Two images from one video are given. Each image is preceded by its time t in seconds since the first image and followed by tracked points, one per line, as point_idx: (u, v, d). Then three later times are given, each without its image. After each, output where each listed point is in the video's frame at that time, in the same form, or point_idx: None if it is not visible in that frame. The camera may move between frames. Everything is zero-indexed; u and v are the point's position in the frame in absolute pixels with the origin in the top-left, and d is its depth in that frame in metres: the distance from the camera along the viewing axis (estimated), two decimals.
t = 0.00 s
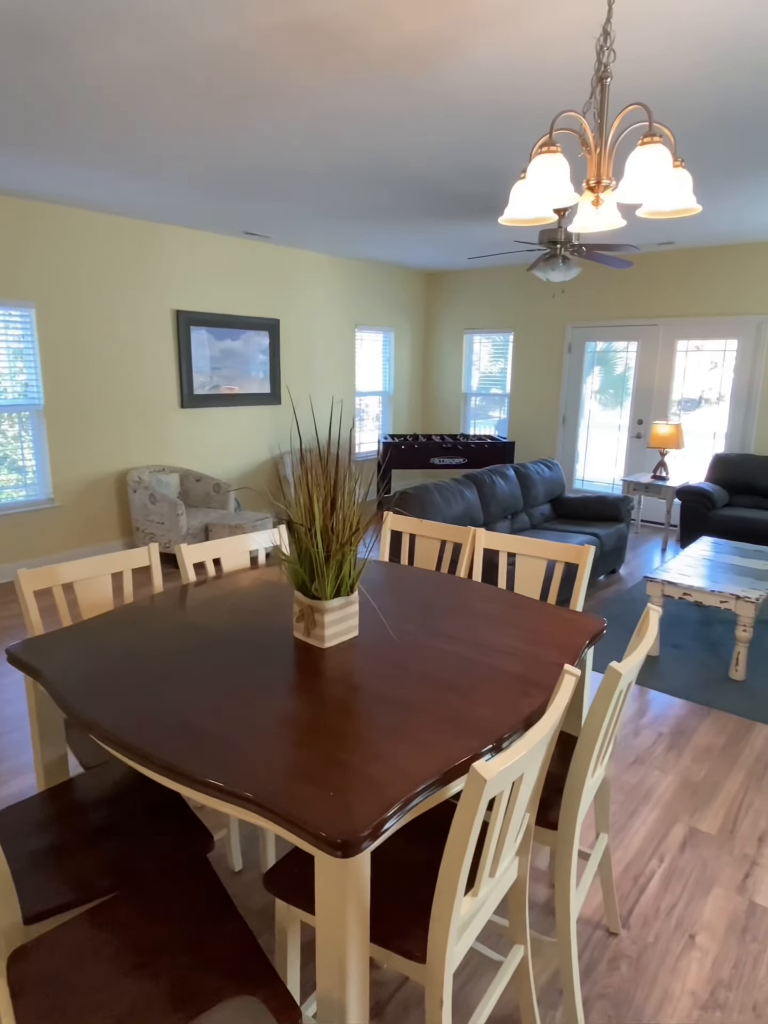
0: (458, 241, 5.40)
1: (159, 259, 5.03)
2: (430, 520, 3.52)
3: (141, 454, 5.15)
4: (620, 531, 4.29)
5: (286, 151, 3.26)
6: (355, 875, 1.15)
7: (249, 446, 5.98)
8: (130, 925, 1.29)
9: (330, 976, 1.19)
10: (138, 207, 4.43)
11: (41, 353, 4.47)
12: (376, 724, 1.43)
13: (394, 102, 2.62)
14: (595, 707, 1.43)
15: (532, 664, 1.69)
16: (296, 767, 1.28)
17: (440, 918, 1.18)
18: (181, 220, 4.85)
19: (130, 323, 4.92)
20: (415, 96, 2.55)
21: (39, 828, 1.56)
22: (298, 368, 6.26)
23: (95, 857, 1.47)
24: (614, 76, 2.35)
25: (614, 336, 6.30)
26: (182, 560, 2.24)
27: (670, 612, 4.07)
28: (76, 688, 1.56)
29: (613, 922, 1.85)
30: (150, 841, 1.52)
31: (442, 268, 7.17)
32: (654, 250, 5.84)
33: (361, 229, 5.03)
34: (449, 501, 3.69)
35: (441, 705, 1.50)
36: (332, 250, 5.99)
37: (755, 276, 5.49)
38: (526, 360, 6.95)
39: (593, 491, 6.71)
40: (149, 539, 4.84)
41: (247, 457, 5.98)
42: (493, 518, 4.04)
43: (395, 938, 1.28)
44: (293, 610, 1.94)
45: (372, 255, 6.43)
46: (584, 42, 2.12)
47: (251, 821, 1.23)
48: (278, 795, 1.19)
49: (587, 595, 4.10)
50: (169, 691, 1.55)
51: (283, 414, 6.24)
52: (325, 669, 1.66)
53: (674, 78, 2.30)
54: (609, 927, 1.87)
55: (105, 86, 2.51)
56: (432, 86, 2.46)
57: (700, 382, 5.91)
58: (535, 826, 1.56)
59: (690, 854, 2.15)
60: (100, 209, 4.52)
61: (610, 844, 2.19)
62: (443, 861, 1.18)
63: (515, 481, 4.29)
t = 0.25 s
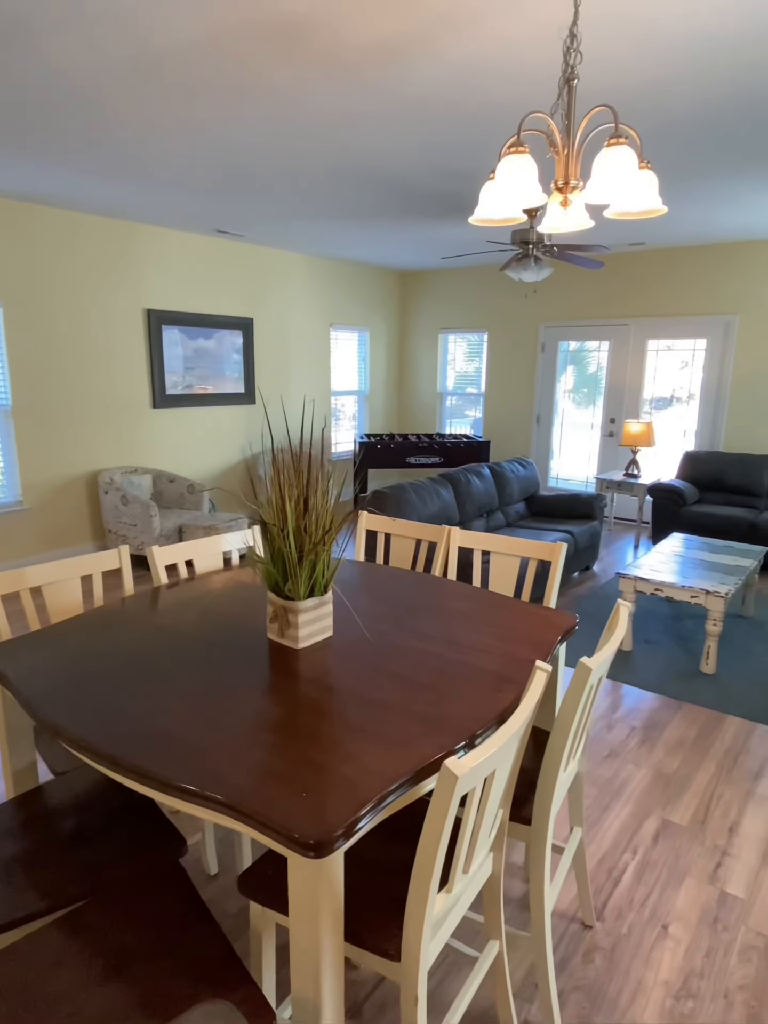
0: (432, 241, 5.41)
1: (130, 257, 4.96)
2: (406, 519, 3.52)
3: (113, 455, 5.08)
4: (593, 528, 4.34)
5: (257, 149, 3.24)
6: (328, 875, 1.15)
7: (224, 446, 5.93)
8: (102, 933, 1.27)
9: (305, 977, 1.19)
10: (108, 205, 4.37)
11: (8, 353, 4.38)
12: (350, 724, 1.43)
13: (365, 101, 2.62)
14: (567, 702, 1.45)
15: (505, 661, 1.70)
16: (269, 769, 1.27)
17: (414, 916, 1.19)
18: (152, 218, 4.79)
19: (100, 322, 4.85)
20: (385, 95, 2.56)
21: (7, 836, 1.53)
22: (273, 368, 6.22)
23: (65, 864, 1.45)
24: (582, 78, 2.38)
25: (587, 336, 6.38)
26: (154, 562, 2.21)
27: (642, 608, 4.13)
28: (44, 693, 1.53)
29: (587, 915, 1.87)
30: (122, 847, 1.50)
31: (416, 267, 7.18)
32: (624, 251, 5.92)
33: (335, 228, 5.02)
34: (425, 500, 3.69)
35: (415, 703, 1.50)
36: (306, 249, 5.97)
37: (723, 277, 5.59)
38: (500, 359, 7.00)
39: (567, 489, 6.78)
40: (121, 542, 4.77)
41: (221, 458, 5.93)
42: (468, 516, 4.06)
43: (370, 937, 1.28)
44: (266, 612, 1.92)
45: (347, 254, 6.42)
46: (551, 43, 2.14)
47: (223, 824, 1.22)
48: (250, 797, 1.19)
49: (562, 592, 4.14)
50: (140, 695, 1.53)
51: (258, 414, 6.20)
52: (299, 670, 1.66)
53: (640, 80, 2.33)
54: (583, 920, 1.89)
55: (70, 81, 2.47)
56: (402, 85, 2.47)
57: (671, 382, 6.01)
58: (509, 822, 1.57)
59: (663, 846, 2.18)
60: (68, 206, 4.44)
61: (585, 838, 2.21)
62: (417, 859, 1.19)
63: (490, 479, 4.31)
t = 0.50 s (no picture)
0: (405, 240, 5.42)
1: (100, 255, 4.89)
2: (382, 519, 3.52)
3: (84, 457, 5.00)
4: (568, 526, 4.39)
5: (228, 147, 3.21)
6: (302, 876, 1.14)
7: (198, 446, 5.87)
8: (74, 940, 1.25)
9: (280, 980, 1.18)
10: (77, 202, 4.30)
11: None
12: (324, 724, 1.42)
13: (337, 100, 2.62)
14: (540, 698, 1.46)
15: (480, 659, 1.71)
16: (242, 771, 1.26)
17: (389, 915, 1.19)
18: (122, 216, 4.72)
19: (70, 322, 4.77)
20: (357, 94, 2.55)
21: None
22: (247, 367, 6.18)
23: (36, 872, 1.42)
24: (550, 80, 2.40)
25: (560, 336, 6.44)
26: (125, 565, 2.18)
27: (616, 604, 4.19)
28: (12, 699, 1.50)
29: (563, 909, 1.89)
30: (95, 854, 1.48)
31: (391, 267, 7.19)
32: (596, 252, 6.00)
33: (309, 228, 5.00)
34: (401, 499, 3.70)
35: (389, 703, 1.50)
36: (280, 248, 5.94)
37: (692, 278, 5.70)
38: (475, 359, 7.04)
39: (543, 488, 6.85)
40: (93, 545, 4.70)
41: (195, 459, 5.87)
42: (445, 515, 4.07)
43: (346, 937, 1.28)
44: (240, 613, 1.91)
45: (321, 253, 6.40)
46: (520, 44, 2.15)
47: (196, 828, 1.21)
48: (223, 801, 1.17)
49: (538, 589, 4.18)
50: (111, 699, 1.51)
51: (233, 414, 6.15)
52: (274, 671, 1.65)
53: (607, 82, 2.36)
54: (559, 914, 1.91)
55: (36, 77, 2.43)
56: (373, 84, 2.47)
57: (643, 381, 6.09)
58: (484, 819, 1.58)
59: (637, 838, 2.21)
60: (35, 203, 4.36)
61: (561, 832, 2.24)
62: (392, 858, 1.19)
63: (466, 478, 4.33)
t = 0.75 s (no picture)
0: (379, 241, 5.43)
1: (69, 254, 4.81)
2: (358, 519, 3.52)
3: (54, 459, 4.91)
4: (543, 525, 4.43)
5: (199, 147, 3.18)
6: (275, 878, 1.14)
7: (171, 447, 5.81)
8: (41, 950, 1.22)
9: (253, 984, 1.17)
10: (45, 201, 4.23)
11: None
12: (298, 726, 1.42)
13: (309, 101, 2.61)
14: (512, 695, 1.48)
15: (454, 657, 1.72)
16: (214, 775, 1.25)
17: (363, 915, 1.19)
18: (92, 215, 4.66)
19: (38, 321, 4.68)
20: (327, 95, 2.55)
21: None
22: (222, 368, 6.13)
23: (3, 883, 1.39)
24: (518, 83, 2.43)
25: (533, 336, 6.50)
26: (95, 568, 2.14)
27: (590, 601, 4.24)
28: None
29: (538, 904, 1.90)
30: (64, 862, 1.45)
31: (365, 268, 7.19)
32: (568, 254, 6.06)
33: (282, 227, 4.98)
34: (377, 500, 3.70)
35: (363, 703, 1.50)
36: (253, 248, 5.90)
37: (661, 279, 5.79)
38: (450, 359, 7.08)
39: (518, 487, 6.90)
40: (64, 549, 4.63)
41: (168, 460, 5.81)
42: (421, 515, 4.08)
43: (320, 938, 1.27)
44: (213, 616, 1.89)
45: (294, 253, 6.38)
46: (487, 48, 2.17)
47: (167, 834, 1.19)
48: (194, 806, 1.16)
49: (513, 588, 4.21)
50: (79, 705, 1.48)
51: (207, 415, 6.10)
52: (247, 674, 1.63)
53: (573, 85, 2.39)
54: (535, 910, 1.92)
55: None
56: (343, 85, 2.47)
57: (615, 381, 6.17)
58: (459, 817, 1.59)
59: (611, 833, 2.24)
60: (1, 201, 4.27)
61: (536, 828, 2.26)
62: (365, 858, 1.19)
63: (442, 478, 4.35)
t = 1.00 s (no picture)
0: (354, 242, 5.43)
1: (38, 253, 4.73)
2: (334, 520, 3.51)
3: (23, 461, 4.83)
4: (518, 524, 4.47)
5: (168, 147, 3.16)
6: (248, 882, 1.13)
7: (145, 449, 5.75)
8: (10, 962, 1.20)
9: (227, 989, 1.17)
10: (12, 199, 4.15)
11: None
12: (271, 729, 1.41)
13: (281, 102, 2.61)
14: (485, 695, 1.49)
15: (428, 657, 1.73)
16: (186, 780, 1.24)
17: (337, 917, 1.19)
18: (60, 214, 4.59)
19: (7, 321, 4.60)
20: (298, 96, 2.55)
21: None
22: (196, 369, 6.08)
23: None
24: (486, 86, 2.45)
25: (508, 337, 6.56)
26: (65, 573, 2.11)
27: (565, 600, 4.28)
28: None
29: (514, 901, 1.92)
30: (34, 871, 1.43)
31: (340, 268, 7.18)
32: (541, 256, 6.12)
33: (255, 228, 4.95)
34: (353, 501, 3.69)
35: (336, 704, 1.50)
36: (226, 248, 5.86)
37: (631, 281, 5.88)
38: (426, 360, 7.10)
39: (494, 487, 6.95)
40: (35, 553, 4.55)
41: (142, 462, 5.74)
42: (397, 516, 4.09)
43: (294, 941, 1.27)
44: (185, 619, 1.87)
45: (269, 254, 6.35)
46: (456, 52, 2.19)
47: (138, 840, 1.18)
48: (165, 811, 1.15)
49: (489, 588, 4.24)
50: (48, 712, 1.46)
51: (181, 415, 6.04)
52: (220, 678, 1.62)
53: (540, 89, 2.42)
54: (511, 906, 1.94)
55: None
56: (313, 87, 2.47)
57: (589, 382, 6.23)
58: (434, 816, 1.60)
59: (585, 828, 2.27)
60: None
61: (512, 825, 2.28)
62: (338, 860, 1.19)
63: (418, 479, 4.36)
